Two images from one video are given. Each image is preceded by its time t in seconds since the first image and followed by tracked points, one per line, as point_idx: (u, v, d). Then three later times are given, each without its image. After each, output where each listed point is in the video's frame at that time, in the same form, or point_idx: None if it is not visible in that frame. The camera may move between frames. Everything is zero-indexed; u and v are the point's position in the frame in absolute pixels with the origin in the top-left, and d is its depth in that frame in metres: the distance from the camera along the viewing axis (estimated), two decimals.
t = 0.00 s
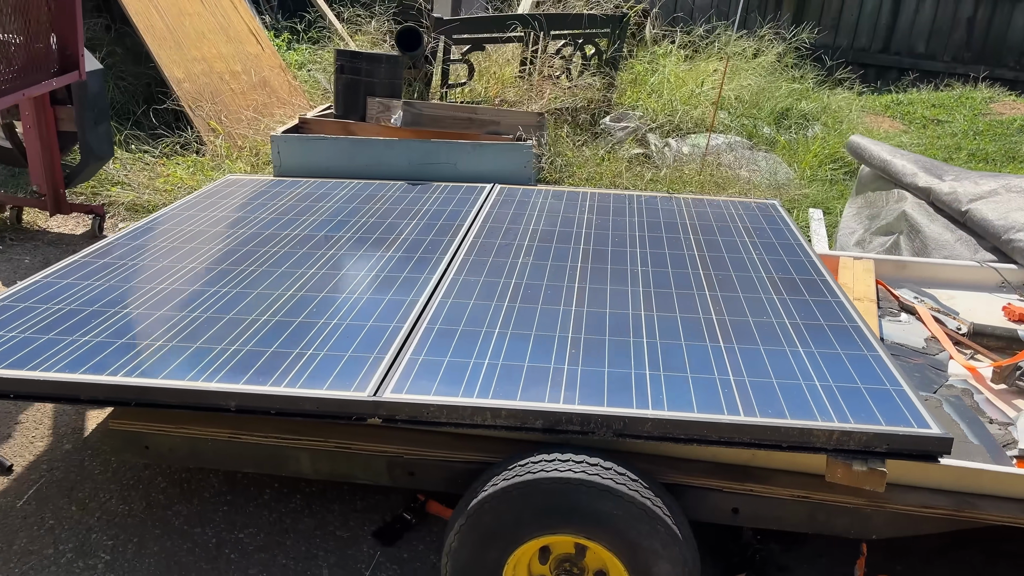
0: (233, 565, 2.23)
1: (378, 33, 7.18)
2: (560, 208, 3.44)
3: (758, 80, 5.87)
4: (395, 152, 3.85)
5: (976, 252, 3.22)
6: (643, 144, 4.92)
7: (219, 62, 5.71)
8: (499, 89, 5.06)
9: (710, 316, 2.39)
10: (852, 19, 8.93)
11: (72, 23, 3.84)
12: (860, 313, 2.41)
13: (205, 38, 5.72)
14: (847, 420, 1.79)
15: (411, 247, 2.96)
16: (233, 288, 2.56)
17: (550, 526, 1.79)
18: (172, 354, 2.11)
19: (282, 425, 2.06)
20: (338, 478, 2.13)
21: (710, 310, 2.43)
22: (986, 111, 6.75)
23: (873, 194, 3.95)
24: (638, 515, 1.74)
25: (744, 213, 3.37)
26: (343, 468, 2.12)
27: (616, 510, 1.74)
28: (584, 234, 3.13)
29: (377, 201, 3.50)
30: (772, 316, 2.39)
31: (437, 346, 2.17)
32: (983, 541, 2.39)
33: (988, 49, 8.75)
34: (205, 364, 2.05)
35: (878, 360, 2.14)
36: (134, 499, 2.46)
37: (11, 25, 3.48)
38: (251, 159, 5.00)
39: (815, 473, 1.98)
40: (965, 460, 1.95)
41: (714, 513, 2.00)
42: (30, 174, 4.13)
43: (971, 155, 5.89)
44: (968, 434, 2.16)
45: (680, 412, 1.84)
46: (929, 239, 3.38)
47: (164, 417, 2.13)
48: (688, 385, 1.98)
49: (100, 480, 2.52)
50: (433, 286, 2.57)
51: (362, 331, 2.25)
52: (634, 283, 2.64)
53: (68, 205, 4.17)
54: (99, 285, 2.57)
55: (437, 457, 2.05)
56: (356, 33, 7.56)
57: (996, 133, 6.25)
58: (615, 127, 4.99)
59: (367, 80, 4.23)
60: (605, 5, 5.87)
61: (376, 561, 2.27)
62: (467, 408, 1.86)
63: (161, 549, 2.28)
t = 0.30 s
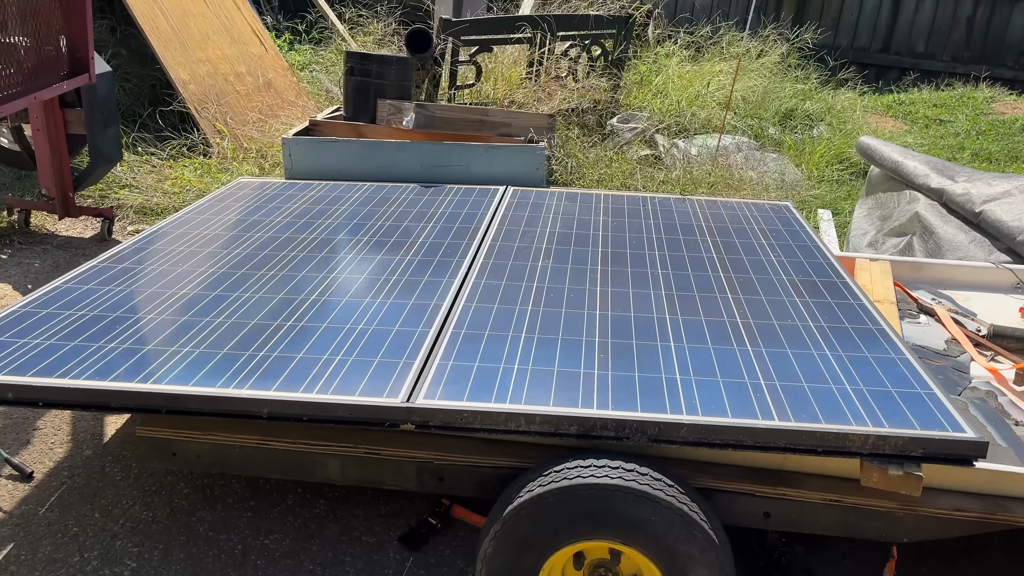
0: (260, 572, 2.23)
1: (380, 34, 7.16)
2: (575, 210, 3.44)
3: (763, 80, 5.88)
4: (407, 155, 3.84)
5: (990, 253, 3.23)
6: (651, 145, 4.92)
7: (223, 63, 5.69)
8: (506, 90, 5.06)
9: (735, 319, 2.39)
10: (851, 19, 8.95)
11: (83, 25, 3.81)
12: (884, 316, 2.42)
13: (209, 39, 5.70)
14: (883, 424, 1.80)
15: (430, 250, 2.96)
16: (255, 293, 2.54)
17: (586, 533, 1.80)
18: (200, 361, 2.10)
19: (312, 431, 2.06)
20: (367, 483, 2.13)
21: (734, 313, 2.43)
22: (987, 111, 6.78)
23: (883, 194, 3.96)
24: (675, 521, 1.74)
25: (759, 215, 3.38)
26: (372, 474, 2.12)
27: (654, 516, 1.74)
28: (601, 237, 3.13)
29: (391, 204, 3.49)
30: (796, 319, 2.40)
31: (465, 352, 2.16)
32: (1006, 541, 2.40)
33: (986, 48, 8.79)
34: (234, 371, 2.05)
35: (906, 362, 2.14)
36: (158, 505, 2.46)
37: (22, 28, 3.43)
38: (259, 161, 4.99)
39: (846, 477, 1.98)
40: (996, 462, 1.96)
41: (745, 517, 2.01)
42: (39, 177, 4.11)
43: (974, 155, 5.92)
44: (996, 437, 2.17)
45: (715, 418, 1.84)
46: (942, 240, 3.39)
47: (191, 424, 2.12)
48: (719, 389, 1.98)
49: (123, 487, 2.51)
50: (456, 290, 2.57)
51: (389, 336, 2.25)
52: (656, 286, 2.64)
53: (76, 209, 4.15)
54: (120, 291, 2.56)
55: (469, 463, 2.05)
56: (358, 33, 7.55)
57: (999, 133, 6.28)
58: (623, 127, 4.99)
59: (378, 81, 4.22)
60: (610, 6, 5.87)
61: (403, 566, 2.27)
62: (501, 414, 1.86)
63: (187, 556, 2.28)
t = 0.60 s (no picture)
0: (285, 573, 2.22)
1: (380, 32, 7.15)
2: (587, 208, 3.44)
3: (765, 77, 5.90)
4: (417, 154, 3.83)
5: (1002, 250, 3.24)
6: (656, 142, 4.92)
7: (224, 62, 5.67)
8: (511, 88, 5.04)
9: (757, 317, 2.39)
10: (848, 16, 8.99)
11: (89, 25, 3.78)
12: (905, 313, 2.42)
13: (210, 38, 5.68)
14: (915, 422, 1.80)
15: (446, 249, 2.95)
16: (275, 294, 2.54)
17: (620, 531, 1.79)
18: (226, 362, 2.09)
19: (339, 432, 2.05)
20: (394, 484, 2.12)
21: (756, 311, 2.44)
22: (986, 108, 6.82)
23: (892, 191, 3.98)
24: (710, 519, 1.75)
25: (771, 213, 3.39)
26: (400, 475, 2.11)
27: (689, 515, 1.74)
28: (616, 235, 3.13)
29: (403, 203, 3.47)
30: (818, 316, 2.40)
31: (492, 352, 2.16)
32: None
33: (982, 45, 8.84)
34: (261, 372, 2.04)
35: (930, 359, 2.15)
36: (179, 508, 2.44)
37: (26, 27, 3.40)
38: (262, 160, 4.97)
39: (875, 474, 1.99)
40: None
41: (774, 516, 2.01)
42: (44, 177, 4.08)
43: (974, 152, 5.94)
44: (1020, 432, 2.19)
45: (747, 416, 1.84)
46: (953, 237, 3.41)
47: (218, 426, 2.11)
48: (748, 387, 1.98)
49: (142, 489, 2.50)
50: (476, 290, 2.56)
51: (413, 336, 2.25)
52: (675, 284, 2.64)
53: (82, 209, 4.12)
54: (138, 292, 2.54)
55: (497, 463, 2.04)
56: (356, 31, 7.52)
57: (998, 130, 6.31)
58: (628, 125, 4.98)
59: (384, 81, 4.21)
60: (612, 4, 5.87)
61: (428, 567, 2.26)
62: (534, 413, 1.86)
63: (211, 558, 2.26)
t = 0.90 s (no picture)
0: (311, 573, 2.22)
1: (377, 31, 7.13)
2: (598, 206, 3.45)
3: (764, 74, 5.92)
4: (425, 152, 3.83)
5: (1010, 245, 3.28)
6: (659, 139, 4.92)
7: (224, 61, 5.65)
8: (514, 85, 5.04)
9: (778, 313, 2.41)
10: (842, 13, 9.03)
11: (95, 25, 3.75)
12: (924, 308, 2.44)
13: (209, 36, 5.65)
14: (944, 415, 1.82)
15: (461, 247, 2.95)
16: (294, 293, 2.53)
17: (654, 528, 1.80)
18: (253, 362, 2.09)
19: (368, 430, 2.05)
20: (422, 482, 2.12)
21: (776, 307, 2.45)
22: (981, 104, 6.87)
23: (898, 187, 4.00)
24: (744, 514, 1.76)
25: (781, 210, 3.40)
26: (427, 473, 2.11)
27: (724, 510, 1.76)
28: (630, 233, 3.13)
29: (413, 202, 3.47)
30: (838, 312, 2.42)
31: (518, 350, 2.17)
32: None
33: (974, 42, 8.91)
34: (290, 372, 2.03)
35: (952, 353, 2.17)
36: (200, 508, 2.44)
37: (31, 25, 3.37)
38: (264, 159, 4.95)
39: (902, 468, 2.00)
40: None
41: (802, 510, 2.02)
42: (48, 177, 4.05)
43: (972, 147, 5.98)
44: None
45: (778, 411, 1.85)
46: (961, 232, 3.44)
47: (245, 427, 2.11)
48: (776, 382, 2.00)
49: (162, 490, 2.49)
50: (495, 287, 2.56)
51: (437, 335, 2.25)
52: (693, 281, 2.65)
53: (86, 209, 4.09)
54: (156, 292, 2.53)
55: (526, 461, 2.05)
56: (353, 29, 7.49)
57: (995, 126, 6.36)
58: (631, 122, 4.98)
59: (389, 78, 4.20)
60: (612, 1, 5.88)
61: (453, 565, 2.27)
62: (567, 411, 1.86)
63: (236, 559, 2.26)
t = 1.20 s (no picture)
0: (338, 569, 2.23)
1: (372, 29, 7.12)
2: (607, 202, 3.47)
3: (761, 71, 5.96)
4: (432, 149, 3.83)
5: (1014, 238, 3.32)
6: (661, 135, 4.94)
7: (222, 59, 5.63)
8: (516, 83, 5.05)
9: (796, 306, 2.44)
10: (833, 9, 9.09)
11: (100, 24, 3.74)
12: (939, 301, 2.48)
13: (208, 35, 5.64)
14: (970, 405, 1.85)
15: (477, 244, 2.96)
16: (313, 291, 2.53)
17: (687, 520, 1.81)
18: (281, 360, 2.09)
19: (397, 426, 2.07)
20: (450, 477, 2.14)
21: (794, 300, 2.48)
22: (974, 99, 6.93)
23: (900, 181, 4.05)
24: (777, 505, 1.78)
25: (788, 205, 3.44)
26: (456, 468, 2.13)
27: (757, 501, 1.78)
28: (641, 228, 3.15)
29: (424, 199, 3.47)
30: (855, 305, 2.45)
31: (543, 345, 2.18)
32: None
33: (963, 38, 9.00)
34: (319, 369, 2.05)
35: (970, 344, 2.21)
36: (224, 506, 2.44)
37: (37, 26, 3.35)
38: (266, 158, 4.94)
39: (926, 458, 2.03)
40: None
41: (828, 501, 2.04)
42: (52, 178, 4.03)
43: (966, 142, 6.04)
44: None
45: (807, 403, 1.88)
46: (966, 226, 3.48)
47: (272, 424, 2.11)
48: (801, 375, 2.02)
49: (185, 489, 2.50)
50: (514, 284, 2.58)
51: (462, 331, 2.26)
52: (709, 275, 2.68)
53: (91, 209, 4.07)
54: (176, 291, 2.53)
55: (554, 455, 2.07)
56: (348, 27, 7.48)
57: (987, 121, 6.42)
58: (632, 119, 5.00)
59: (394, 76, 4.20)
60: None
61: (479, 559, 2.28)
62: (599, 404, 1.88)
63: (263, 556, 2.27)
